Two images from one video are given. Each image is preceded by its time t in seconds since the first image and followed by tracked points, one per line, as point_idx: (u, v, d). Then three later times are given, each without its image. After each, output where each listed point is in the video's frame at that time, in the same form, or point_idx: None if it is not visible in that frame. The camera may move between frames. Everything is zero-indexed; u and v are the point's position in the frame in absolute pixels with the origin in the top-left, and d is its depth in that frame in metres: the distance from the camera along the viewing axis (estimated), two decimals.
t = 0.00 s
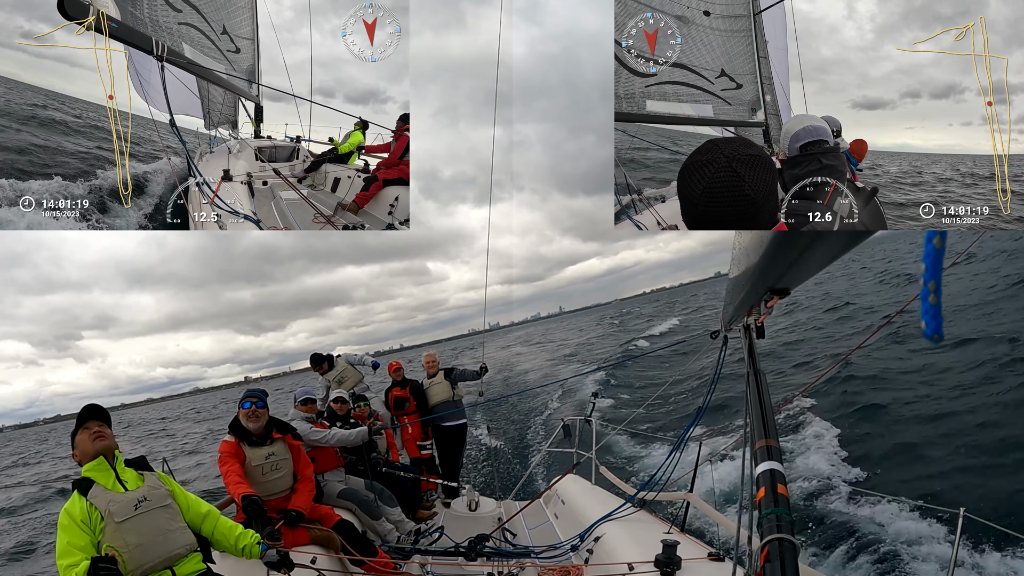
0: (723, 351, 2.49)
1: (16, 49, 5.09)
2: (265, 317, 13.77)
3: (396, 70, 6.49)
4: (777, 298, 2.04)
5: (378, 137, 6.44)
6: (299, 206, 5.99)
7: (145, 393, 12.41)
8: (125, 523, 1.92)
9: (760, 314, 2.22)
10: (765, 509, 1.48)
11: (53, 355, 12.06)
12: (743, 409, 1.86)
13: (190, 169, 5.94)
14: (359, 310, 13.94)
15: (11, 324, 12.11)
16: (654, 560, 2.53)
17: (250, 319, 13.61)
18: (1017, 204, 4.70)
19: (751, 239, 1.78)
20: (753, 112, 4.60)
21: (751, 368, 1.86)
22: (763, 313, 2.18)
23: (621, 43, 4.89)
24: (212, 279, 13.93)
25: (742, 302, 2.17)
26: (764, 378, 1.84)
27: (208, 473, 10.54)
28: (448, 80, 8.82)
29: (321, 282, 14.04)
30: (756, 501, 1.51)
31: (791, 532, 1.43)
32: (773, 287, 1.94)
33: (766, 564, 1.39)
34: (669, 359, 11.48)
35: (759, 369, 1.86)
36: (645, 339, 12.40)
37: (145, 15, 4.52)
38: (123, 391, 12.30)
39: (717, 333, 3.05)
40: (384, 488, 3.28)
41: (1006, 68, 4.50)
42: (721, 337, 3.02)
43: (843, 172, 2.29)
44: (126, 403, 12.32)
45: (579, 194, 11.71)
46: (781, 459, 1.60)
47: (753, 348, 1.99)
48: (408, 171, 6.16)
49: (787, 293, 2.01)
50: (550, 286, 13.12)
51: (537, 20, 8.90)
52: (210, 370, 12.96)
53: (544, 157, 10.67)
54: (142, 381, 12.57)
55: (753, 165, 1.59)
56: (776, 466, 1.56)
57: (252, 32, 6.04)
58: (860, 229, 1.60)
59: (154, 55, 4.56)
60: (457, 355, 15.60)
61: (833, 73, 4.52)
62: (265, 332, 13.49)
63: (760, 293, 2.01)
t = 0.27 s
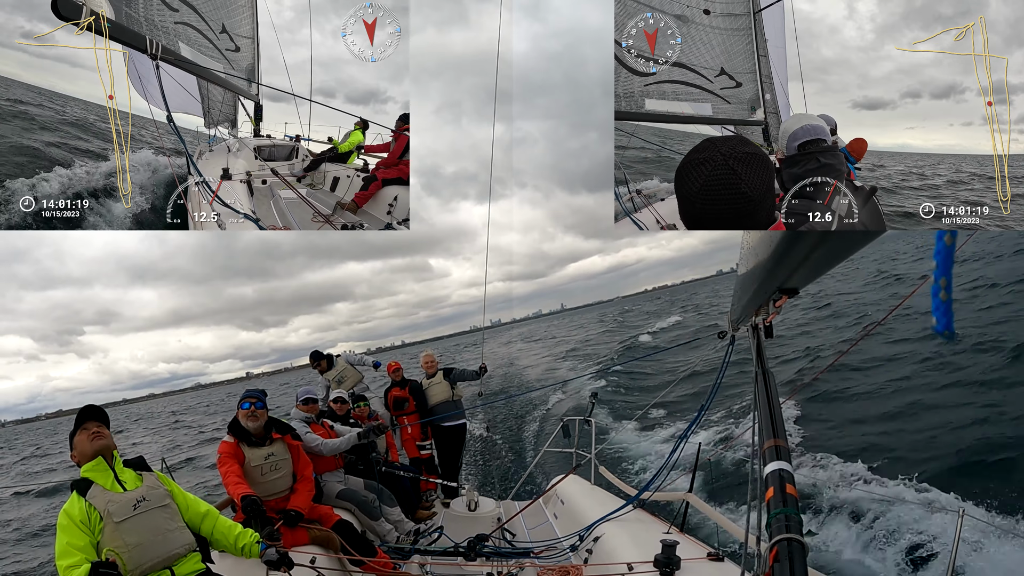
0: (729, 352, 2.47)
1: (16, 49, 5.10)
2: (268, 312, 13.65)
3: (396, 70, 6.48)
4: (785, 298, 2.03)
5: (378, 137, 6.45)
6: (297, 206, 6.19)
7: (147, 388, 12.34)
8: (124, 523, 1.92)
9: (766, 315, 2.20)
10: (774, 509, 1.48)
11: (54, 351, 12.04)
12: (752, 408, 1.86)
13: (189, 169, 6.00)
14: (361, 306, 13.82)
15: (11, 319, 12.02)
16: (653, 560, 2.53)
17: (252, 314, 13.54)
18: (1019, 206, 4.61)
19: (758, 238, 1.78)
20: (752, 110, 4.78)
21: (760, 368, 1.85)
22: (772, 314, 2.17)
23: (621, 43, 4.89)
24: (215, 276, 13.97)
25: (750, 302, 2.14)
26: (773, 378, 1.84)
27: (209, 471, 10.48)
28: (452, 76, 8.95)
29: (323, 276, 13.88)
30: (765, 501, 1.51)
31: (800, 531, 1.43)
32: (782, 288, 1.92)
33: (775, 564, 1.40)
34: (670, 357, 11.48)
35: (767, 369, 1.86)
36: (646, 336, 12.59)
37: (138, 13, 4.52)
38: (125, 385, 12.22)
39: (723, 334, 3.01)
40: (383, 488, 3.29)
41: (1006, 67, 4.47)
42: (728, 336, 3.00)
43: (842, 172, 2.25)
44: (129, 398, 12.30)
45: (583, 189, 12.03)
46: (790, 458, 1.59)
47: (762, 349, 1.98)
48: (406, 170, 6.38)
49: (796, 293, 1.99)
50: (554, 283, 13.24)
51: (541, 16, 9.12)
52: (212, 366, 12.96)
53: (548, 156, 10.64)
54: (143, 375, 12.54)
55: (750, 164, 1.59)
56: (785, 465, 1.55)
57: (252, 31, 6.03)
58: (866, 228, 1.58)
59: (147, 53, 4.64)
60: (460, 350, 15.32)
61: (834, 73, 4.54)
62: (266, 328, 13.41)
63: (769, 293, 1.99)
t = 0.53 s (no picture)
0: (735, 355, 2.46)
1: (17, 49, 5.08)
2: (271, 307, 13.63)
3: (397, 70, 6.40)
4: (793, 298, 2.02)
5: (376, 136, 6.38)
6: (296, 204, 6.21)
7: (151, 380, 12.28)
8: (124, 522, 1.92)
9: (772, 313, 2.20)
10: (781, 509, 1.49)
11: (59, 343, 12.26)
12: (760, 409, 1.86)
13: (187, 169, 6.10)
14: (364, 302, 13.58)
15: (15, 313, 12.35)
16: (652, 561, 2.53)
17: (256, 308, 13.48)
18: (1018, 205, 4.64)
19: (762, 237, 1.76)
20: (751, 108, 4.82)
21: (767, 369, 1.85)
22: (778, 314, 2.17)
23: (621, 43, 4.87)
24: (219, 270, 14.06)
25: (758, 301, 2.12)
26: (780, 379, 1.84)
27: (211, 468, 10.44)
28: (456, 73, 8.99)
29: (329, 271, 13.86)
30: (772, 501, 1.52)
31: (806, 532, 1.45)
32: (789, 288, 1.91)
33: (783, 564, 1.42)
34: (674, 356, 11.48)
35: (774, 369, 1.86)
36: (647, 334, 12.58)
37: (133, 12, 4.53)
38: (129, 378, 12.16)
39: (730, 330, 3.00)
40: (384, 488, 3.29)
41: (1006, 67, 4.47)
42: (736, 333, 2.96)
43: (840, 171, 2.27)
44: (133, 391, 12.17)
45: (587, 186, 12.54)
46: (797, 458, 1.60)
47: (769, 349, 1.98)
48: (406, 169, 6.26)
49: (804, 292, 1.98)
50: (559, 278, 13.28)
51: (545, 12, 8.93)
52: (216, 360, 12.85)
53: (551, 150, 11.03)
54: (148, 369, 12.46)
55: (743, 161, 1.59)
56: (792, 465, 1.56)
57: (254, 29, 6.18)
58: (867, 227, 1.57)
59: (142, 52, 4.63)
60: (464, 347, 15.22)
61: (834, 73, 4.55)
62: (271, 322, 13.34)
63: (776, 292, 1.98)
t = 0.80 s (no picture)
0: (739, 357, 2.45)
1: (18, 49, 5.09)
2: (281, 303, 13.58)
3: (397, 70, 6.46)
4: (800, 298, 2.02)
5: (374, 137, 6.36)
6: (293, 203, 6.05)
7: (162, 375, 12.21)
8: (126, 521, 1.92)
9: (779, 313, 2.21)
10: (788, 509, 1.49)
11: (70, 337, 11.75)
12: (765, 408, 1.86)
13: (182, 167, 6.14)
14: (375, 298, 13.74)
15: (26, 308, 11.66)
16: (654, 561, 2.53)
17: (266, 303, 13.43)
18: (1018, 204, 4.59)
19: (767, 237, 1.76)
20: (749, 107, 5.01)
21: (773, 369, 1.85)
22: (785, 314, 2.16)
23: (621, 43, 4.88)
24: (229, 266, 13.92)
25: (764, 301, 2.11)
26: (786, 378, 1.84)
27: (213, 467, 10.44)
28: (467, 67, 9.15)
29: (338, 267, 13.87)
30: (779, 500, 1.53)
31: (813, 531, 1.45)
32: (795, 288, 1.91)
33: (789, 564, 1.41)
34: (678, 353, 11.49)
35: (781, 369, 1.85)
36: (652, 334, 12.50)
37: (128, 10, 4.51)
38: (138, 374, 12.14)
39: (736, 333, 2.87)
40: (385, 488, 3.29)
41: (1006, 67, 4.47)
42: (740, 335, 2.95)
43: (836, 171, 2.29)
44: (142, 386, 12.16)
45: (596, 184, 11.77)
46: (804, 459, 1.61)
47: (776, 351, 1.98)
48: (401, 171, 6.24)
49: (810, 292, 1.98)
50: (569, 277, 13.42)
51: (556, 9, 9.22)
52: (226, 355, 12.64)
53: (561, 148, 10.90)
54: (158, 364, 12.38)
55: (741, 160, 1.59)
56: (800, 466, 1.57)
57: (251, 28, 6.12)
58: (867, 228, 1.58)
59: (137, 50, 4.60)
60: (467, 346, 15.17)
61: (834, 73, 4.53)
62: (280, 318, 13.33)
63: (784, 293, 1.99)
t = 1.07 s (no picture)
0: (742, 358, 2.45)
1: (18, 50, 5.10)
2: (290, 301, 13.44)
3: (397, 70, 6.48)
4: (803, 297, 2.02)
5: (370, 137, 6.33)
6: (289, 203, 6.10)
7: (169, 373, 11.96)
8: (125, 521, 1.92)
9: (783, 313, 2.20)
10: (791, 510, 1.49)
11: (78, 334, 11.79)
12: (768, 407, 1.86)
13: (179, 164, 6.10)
14: (382, 297, 13.53)
15: (35, 304, 11.62)
16: (655, 560, 2.53)
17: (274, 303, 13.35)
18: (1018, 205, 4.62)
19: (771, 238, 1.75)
20: (746, 106, 5.01)
21: (776, 369, 1.84)
22: (788, 313, 2.16)
23: (621, 43, 4.86)
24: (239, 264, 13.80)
25: (767, 301, 2.11)
26: (789, 377, 1.84)
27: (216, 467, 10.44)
28: (475, 68, 9.27)
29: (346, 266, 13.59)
30: (782, 501, 1.52)
31: (817, 532, 1.44)
32: (798, 287, 1.91)
33: (793, 564, 1.41)
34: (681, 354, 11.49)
35: (785, 369, 1.85)
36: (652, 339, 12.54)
37: (128, 11, 4.52)
38: (147, 370, 11.93)
39: (739, 334, 2.95)
40: (384, 488, 3.29)
41: (1006, 66, 4.48)
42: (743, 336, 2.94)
43: (834, 171, 2.32)
44: (150, 383, 11.98)
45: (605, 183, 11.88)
46: (807, 459, 1.60)
47: (778, 350, 1.97)
48: (398, 172, 6.11)
49: (813, 292, 1.98)
50: (576, 277, 13.44)
51: (565, 9, 9.11)
52: (233, 353, 12.71)
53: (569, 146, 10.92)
54: (166, 361, 12.13)
55: (744, 159, 1.59)
56: (803, 466, 1.56)
57: (249, 28, 6.05)
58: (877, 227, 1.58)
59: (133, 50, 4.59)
60: (471, 347, 15.09)
61: (834, 73, 4.50)
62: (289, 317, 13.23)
63: (787, 292, 1.98)
